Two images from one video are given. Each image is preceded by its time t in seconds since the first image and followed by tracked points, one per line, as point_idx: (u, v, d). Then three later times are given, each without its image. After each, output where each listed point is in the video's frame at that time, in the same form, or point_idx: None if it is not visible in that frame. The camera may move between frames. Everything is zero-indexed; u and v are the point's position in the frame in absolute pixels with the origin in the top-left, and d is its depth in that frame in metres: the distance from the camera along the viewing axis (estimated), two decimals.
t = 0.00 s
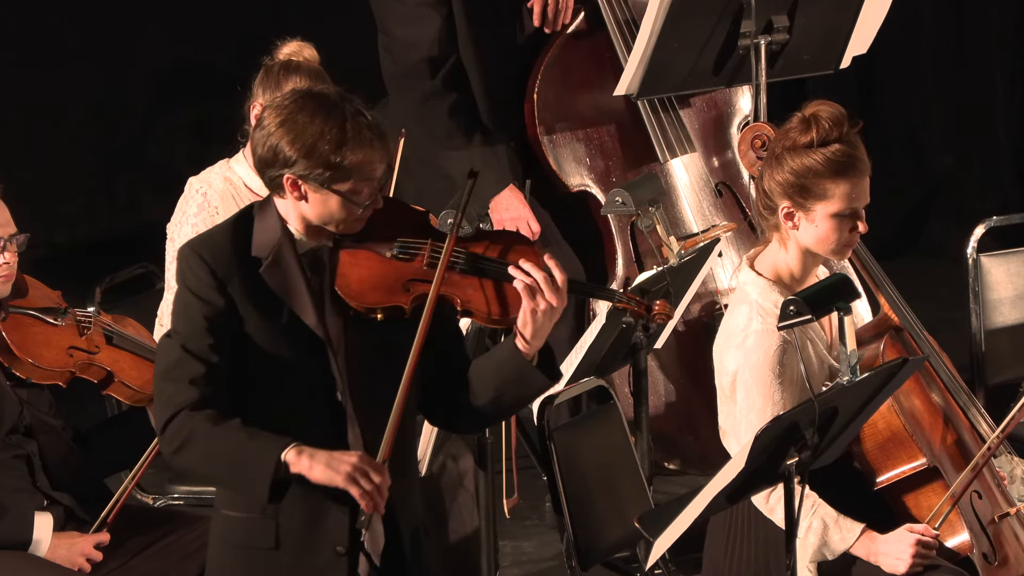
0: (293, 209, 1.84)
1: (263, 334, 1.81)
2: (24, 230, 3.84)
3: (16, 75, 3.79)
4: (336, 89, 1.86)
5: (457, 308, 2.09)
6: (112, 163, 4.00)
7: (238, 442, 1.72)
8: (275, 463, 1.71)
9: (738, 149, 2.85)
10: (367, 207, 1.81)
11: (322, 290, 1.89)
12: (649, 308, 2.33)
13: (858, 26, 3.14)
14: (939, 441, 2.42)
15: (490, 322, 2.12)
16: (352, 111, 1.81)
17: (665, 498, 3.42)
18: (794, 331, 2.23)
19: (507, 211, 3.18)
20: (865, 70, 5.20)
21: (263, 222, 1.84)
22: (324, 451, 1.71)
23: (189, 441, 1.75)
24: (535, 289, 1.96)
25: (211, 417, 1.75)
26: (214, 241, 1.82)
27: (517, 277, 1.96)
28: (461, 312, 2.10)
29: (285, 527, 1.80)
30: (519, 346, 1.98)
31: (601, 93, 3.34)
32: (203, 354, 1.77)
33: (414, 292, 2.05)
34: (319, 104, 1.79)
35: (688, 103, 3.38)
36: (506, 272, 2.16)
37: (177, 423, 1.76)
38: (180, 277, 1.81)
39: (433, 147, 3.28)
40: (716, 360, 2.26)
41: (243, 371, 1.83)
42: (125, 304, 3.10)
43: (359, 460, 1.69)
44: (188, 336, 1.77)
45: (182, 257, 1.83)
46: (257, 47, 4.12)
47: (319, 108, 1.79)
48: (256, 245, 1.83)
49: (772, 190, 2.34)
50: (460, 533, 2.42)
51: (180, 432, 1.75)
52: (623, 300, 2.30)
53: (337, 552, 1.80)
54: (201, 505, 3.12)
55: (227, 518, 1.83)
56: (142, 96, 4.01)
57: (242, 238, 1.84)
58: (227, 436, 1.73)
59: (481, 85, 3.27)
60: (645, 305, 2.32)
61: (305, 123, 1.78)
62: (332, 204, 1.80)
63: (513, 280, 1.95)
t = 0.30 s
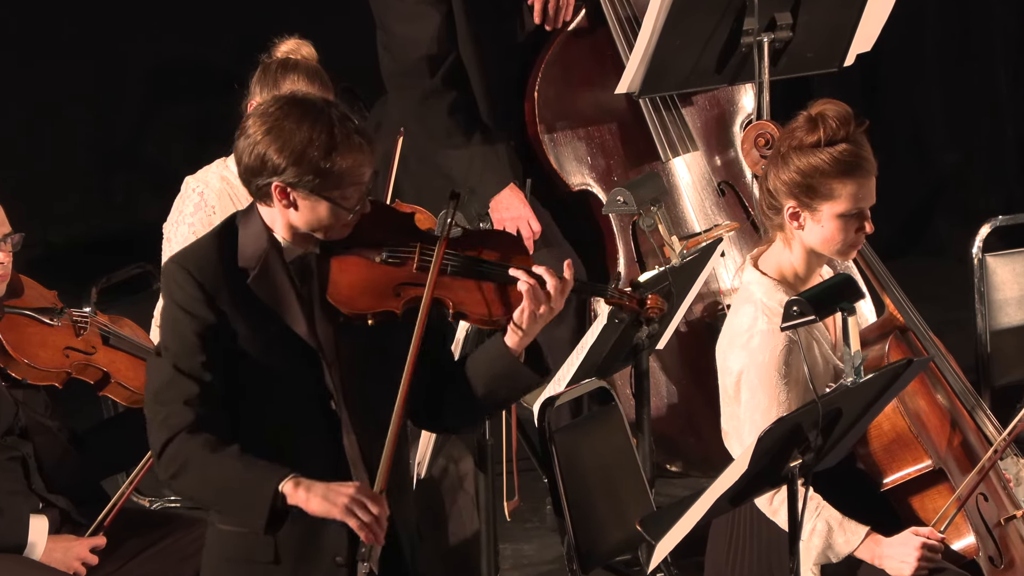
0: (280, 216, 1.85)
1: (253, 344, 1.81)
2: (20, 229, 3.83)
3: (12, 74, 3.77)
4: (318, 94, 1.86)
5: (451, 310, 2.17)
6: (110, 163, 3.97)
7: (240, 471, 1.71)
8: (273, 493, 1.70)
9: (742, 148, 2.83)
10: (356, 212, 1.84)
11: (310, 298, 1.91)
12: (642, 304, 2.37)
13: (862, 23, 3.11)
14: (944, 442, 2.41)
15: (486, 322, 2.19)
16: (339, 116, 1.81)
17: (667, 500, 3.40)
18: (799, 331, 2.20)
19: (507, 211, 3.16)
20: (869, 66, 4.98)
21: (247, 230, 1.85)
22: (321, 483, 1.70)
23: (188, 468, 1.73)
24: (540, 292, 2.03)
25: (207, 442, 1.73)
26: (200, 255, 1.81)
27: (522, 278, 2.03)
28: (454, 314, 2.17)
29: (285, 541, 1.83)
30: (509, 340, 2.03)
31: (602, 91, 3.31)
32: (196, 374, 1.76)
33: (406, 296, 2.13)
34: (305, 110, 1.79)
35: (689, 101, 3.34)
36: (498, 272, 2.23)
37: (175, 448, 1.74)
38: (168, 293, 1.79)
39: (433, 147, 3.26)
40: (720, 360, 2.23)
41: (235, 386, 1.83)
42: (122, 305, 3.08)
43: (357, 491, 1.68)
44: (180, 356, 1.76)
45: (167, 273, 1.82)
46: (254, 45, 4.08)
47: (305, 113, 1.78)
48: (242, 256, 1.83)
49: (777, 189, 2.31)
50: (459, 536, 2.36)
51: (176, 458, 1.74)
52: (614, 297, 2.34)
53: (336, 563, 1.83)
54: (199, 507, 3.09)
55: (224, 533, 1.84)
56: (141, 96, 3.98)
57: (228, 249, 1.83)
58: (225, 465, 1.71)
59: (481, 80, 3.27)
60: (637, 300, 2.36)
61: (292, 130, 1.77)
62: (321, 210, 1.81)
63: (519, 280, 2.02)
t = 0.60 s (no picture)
0: (273, 220, 1.83)
1: (253, 342, 1.82)
2: (14, 228, 3.82)
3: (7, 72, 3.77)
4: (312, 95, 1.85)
5: (450, 304, 2.18)
6: (108, 161, 3.96)
7: (278, 442, 1.73)
8: (319, 455, 1.73)
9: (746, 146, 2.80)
10: (351, 214, 1.83)
11: (308, 301, 1.85)
12: (639, 286, 2.41)
13: (865, 20, 3.09)
14: (949, 444, 2.37)
15: (485, 314, 2.20)
16: (334, 118, 1.81)
17: (668, 502, 3.38)
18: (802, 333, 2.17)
19: (507, 210, 3.12)
20: (872, 66, 4.98)
21: (240, 231, 1.84)
22: (364, 431, 1.71)
23: (219, 457, 1.73)
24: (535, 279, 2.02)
25: (232, 427, 1.74)
26: (195, 259, 1.81)
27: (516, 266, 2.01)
28: (453, 307, 2.18)
29: (287, 545, 1.83)
30: (509, 333, 2.02)
31: (603, 89, 3.28)
32: (206, 372, 1.76)
33: (404, 293, 2.09)
34: (300, 113, 1.79)
35: (691, 98, 3.31)
36: (498, 265, 2.23)
37: (200, 442, 1.73)
38: (167, 299, 1.79)
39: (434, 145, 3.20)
40: (723, 361, 2.20)
41: (240, 386, 1.83)
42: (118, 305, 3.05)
43: (400, 436, 1.69)
44: (189, 355, 1.76)
45: (164, 279, 1.81)
46: (251, 42, 4.06)
47: (301, 116, 1.78)
48: (236, 258, 1.83)
49: (782, 188, 2.28)
50: (458, 538, 2.45)
51: (206, 451, 1.73)
52: (612, 281, 2.38)
53: (339, 566, 1.83)
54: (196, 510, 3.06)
55: (223, 539, 1.85)
56: (139, 94, 3.96)
57: (223, 251, 1.83)
58: (258, 444, 1.73)
59: (482, 80, 3.23)
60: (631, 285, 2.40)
61: (288, 133, 1.77)
62: (316, 214, 1.81)
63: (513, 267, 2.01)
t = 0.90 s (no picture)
0: (265, 222, 1.80)
1: (246, 344, 1.80)
2: (9, 228, 3.82)
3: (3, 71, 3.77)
4: (303, 96, 1.83)
5: (445, 309, 2.16)
6: (105, 160, 3.94)
7: (275, 412, 1.73)
8: (317, 417, 1.73)
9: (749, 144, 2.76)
10: (343, 214, 1.80)
11: (302, 302, 1.87)
12: (636, 291, 2.35)
13: (869, 18, 3.06)
14: (956, 445, 2.35)
15: (480, 319, 2.17)
16: (323, 118, 1.78)
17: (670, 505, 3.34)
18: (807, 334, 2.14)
19: (507, 210, 3.11)
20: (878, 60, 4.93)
21: (232, 233, 1.81)
22: (359, 387, 1.75)
23: (220, 442, 1.71)
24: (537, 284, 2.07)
25: (228, 409, 1.74)
26: (187, 256, 1.79)
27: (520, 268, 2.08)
28: (448, 312, 2.16)
29: (279, 546, 1.80)
30: (506, 337, 2.04)
31: (604, 87, 3.25)
32: (200, 365, 1.74)
33: (398, 297, 2.07)
34: (288, 113, 1.76)
35: (693, 97, 3.28)
36: (493, 269, 2.20)
37: (200, 431, 1.71)
38: (157, 298, 1.77)
39: (434, 144, 3.16)
40: (728, 363, 2.17)
41: (234, 383, 1.82)
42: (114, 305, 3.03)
43: (397, 393, 1.74)
44: (182, 349, 1.74)
45: (155, 278, 1.79)
46: (248, 39, 4.00)
47: (289, 116, 1.76)
48: (229, 260, 1.80)
49: (788, 187, 2.25)
50: (457, 540, 2.38)
51: (207, 437, 1.71)
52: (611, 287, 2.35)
53: (330, 570, 1.79)
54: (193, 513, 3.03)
55: (215, 540, 1.82)
56: (135, 92, 3.94)
57: (217, 251, 1.81)
58: (255, 422, 1.73)
59: (482, 79, 3.21)
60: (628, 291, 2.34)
61: (276, 134, 1.75)
62: (307, 215, 1.78)
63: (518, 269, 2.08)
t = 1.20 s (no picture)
0: (258, 222, 1.79)
1: (239, 342, 1.78)
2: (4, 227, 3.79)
3: None
4: (300, 97, 1.80)
5: (438, 316, 2.11)
6: (101, 159, 3.91)
7: (271, 393, 1.71)
8: (314, 391, 1.71)
9: (751, 142, 2.72)
10: (334, 220, 1.77)
11: (294, 304, 1.83)
12: (634, 305, 2.30)
13: (873, 16, 3.03)
14: (960, 446, 2.31)
15: (473, 327, 2.14)
16: (318, 121, 1.76)
17: (671, 507, 3.30)
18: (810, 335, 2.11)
19: (507, 209, 3.10)
20: (879, 63, 4.92)
21: (227, 233, 1.79)
22: (351, 357, 1.74)
23: (218, 429, 1.69)
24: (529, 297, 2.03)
25: (223, 395, 1.71)
26: (180, 252, 1.77)
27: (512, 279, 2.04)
28: (441, 320, 2.12)
29: (257, 551, 1.77)
30: (498, 347, 2.02)
31: (605, 85, 3.22)
32: (194, 357, 1.72)
33: (391, 302, 2.05)
34: (282, 114, 1.74)
35: (695, 95, 3.25)
36: (488, 279, 2.18)
37: (197, 421, 1.69)
38: (150, 294, 1.75)
39: (432, 143, 3.14)
40: (729, 364, 2.14)
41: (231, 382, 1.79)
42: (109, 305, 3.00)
43: (389, 362, 1.75)
44: (176, 342, 1.72)
45: (148, 274, 1.78)
46: (245, 39, 3.99)
47: (283, 119, 1.74)
48: (223, 259, 1.78)
49: (792, 186, 2.22)
50: (456, 544, 2.40)
51: (206, 421, 1.69)
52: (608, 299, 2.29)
53: None
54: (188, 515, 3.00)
55: (200, 539, 1.80)
56: (132, 90, 3.91)
57: (211, 249, 1.80)
58: (251, 405, 1.70)
59: (481, 77, 3.21)
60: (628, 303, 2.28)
61: (269, 135, 1.73)
62: (299, 218, 1.75)
63: (511, 278, 2.03)
